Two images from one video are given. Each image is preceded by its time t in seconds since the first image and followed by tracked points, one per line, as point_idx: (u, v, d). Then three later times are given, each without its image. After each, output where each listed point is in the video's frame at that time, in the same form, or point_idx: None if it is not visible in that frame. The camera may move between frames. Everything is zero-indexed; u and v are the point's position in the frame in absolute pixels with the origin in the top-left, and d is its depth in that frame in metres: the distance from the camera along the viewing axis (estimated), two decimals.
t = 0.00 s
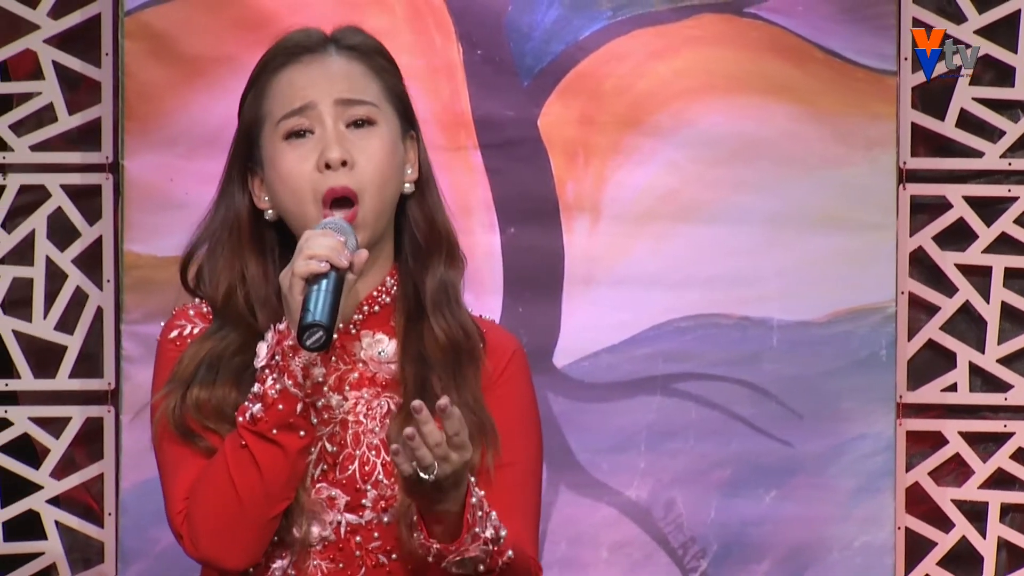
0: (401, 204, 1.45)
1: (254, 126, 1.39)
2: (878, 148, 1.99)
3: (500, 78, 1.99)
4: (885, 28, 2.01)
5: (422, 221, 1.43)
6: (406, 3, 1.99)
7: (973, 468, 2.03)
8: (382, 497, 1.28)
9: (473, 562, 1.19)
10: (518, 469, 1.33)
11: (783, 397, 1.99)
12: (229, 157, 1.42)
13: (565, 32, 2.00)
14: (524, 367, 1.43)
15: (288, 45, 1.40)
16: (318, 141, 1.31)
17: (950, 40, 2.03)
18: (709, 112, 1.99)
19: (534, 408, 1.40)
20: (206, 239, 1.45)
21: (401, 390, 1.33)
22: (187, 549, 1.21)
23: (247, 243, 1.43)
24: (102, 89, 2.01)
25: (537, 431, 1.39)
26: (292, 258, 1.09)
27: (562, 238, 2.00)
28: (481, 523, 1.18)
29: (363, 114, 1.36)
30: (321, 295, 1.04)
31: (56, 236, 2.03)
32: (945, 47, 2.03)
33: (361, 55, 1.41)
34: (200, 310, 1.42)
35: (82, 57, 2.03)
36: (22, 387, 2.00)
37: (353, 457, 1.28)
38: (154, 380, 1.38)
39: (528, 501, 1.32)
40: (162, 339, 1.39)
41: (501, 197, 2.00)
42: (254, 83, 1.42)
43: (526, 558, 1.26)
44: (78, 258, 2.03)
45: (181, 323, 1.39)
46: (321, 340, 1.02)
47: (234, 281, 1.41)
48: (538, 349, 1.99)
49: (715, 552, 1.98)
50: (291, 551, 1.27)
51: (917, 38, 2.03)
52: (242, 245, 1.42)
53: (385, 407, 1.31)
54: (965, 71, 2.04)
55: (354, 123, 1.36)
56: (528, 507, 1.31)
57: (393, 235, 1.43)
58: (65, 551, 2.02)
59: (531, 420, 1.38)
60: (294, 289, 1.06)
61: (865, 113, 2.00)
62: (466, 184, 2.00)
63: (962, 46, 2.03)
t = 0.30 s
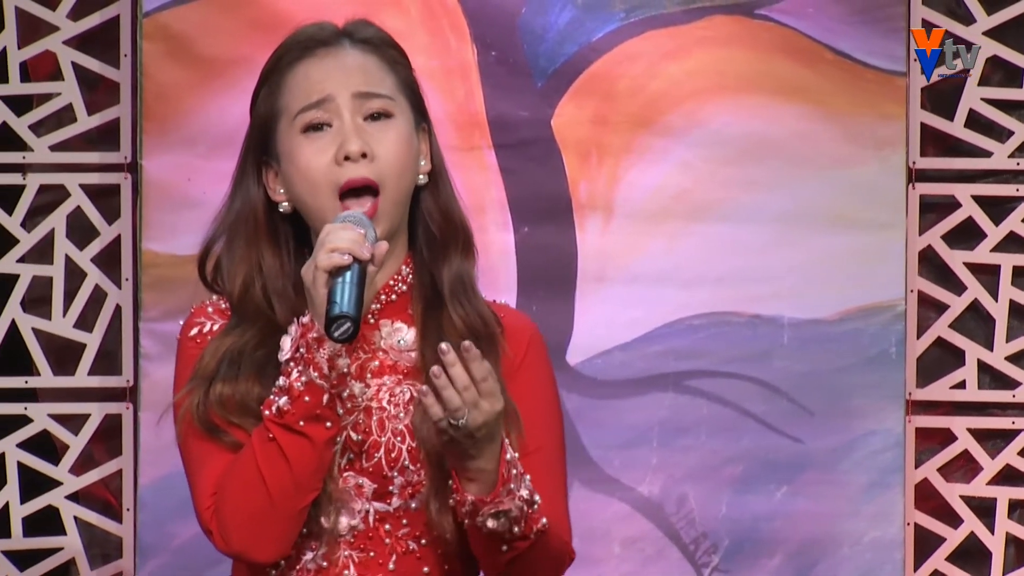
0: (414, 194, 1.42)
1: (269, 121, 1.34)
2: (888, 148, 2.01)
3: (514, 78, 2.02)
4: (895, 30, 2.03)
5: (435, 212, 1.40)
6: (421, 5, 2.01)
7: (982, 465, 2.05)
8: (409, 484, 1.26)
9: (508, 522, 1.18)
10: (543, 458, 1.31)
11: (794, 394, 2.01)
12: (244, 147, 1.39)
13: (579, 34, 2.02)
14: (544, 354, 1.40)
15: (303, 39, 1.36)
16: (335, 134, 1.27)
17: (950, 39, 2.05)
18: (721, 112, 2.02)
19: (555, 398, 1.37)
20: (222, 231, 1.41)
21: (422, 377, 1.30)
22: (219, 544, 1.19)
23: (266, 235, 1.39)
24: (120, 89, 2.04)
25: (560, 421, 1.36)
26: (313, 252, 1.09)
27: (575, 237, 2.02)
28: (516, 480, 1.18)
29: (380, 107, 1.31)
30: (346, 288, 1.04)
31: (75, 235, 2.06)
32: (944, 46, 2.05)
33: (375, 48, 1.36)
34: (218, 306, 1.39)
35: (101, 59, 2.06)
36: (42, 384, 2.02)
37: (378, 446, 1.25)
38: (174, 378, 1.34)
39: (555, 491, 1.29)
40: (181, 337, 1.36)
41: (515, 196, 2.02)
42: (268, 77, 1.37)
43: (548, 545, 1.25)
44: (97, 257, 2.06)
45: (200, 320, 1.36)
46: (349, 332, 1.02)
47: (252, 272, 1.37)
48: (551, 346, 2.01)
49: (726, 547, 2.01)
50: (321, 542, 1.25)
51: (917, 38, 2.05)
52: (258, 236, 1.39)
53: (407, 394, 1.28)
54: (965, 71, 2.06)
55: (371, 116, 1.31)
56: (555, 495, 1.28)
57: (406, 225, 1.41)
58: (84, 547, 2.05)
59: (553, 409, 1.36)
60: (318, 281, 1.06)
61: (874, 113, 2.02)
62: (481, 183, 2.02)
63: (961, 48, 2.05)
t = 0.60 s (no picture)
0: (436, 191, 1.44)
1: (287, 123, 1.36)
2: (895, 148, 2.03)
3: (525, 79, 2.04)
4: (902, 31, 2.05)
5: (459, 208, 1.42)
6: (433, 6, 2.03)
7: (988, 462, 2.07)
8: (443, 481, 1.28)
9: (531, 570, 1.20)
10: (580, 453, 1.34)
11: (802, 392, 2.03)
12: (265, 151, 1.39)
13: (589, 35, 2.04)
14: (573, 346, 1.42)
15: (319, 42, 1.38)
16: (352, 132, 1.29)
17: (949, 39, 2.07)
18: (730, 113, 2.03)
19: (587, 388, 1.40)
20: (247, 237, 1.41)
21: (454, 375, 1.33)
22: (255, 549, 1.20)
23: (292, 238, 1.39)
24: (134, 90, 2.06)
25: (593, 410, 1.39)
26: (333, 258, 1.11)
27: (585, 237, 2.04)
28: (529, 537, 1.18)
29: (395, 103, 1.32)
30: (366, 293, 1.05)
31: (89, 235, 2.08)
32: (944, 46, 2.07)
33: (390, 47, 1.38)
34: (247, 314, 1.39)
35: (115, 60, 2.08)
36: (57, 382, 2.04)
37: (412, 444, 1.28)
38: (207, 387, 1.35)
39: (595, 482, 1.34)
40: (212, 345, 1.37)
41: (526, 196, 2.04)
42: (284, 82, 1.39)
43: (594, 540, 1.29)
44: (111, 256, 2.07)
45: (229, 327, 1.37)
46: (369, 338, 1.03)
47: (277, 276, 1.38)
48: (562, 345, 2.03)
49: (735, 544, 2.02)
50: (358, 541, 1.25)
51: (918, 38, 2.05)
52: (283, 240, 1.39)
53: (439, 392, 1.31)
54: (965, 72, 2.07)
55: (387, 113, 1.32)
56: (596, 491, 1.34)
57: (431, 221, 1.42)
58: (98, 544, 2.06)
59: (586, 400, 1.39)
60: (339, 287, 1.08)
61: (882, 113, 2.04)
62: (492, 183, 2.04)
63: (959, 47, 2.07)
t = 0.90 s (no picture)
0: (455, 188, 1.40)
1: (306, 130, 1.33)
2: (897, 148, 2.05)
3: (530, 80, 2.05)
4: (904, 32, 2.06)
5: (478, 203, 1.38)
6: (439, 8, 2.05)
7: (989, 460, 2.09)
8: (470, 476, 1.25)
9: None
10: (621, 442, 1.31)
11: (805, 391, 2.05)
12: (285, 156, 1.37)
13: (594, 36, 2.06)
14: (594, 333, 1.40)
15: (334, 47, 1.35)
16: (374, 137, 1.26)
17: (949, 40, 2.09)
18: (734, 113, 2.05)
19: (616, 373, 1.37)
20: (268, 240, 1.40)
21: (478, 372, 1.30)
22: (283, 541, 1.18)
23: (314, 241, 1.38)
24: (143, 91, 2.07)
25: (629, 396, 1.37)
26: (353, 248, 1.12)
27: (589, 236, 2.05)
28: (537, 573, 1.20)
29: (416, 107, 1.30)
30: (385, 281, 1.07)
31: (98, 234, 2.09)
32: (944, 47, 2.08)
33: (407, 48, 1.36)
34: (273, 312, 1.38)
35: (124, 61, 2.10)
36: (66, 380, 2.06)
37: (438, 439, 1.25)
38: (235, 386, 1.34)
39: (647, 467, 1.31)
40: (239, 344, 1.35)
41: (531, 196, 2.06)
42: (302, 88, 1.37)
43: (646, 526, 1.27)
44: (120, 256, 2.09)
45: (256, 326, 1.36)
46: (386, 326, 1.06)
47: (299, 279, 1.36)
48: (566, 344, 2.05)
49: (738, 541, 2.04)
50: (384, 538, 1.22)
51: (918, 38, 2.06)
52: (302, 245, 1.37)
53: (464, 388, 1.28)
54: (965, 72, 2.08)
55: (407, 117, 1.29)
56: (653, 475, 1.31)
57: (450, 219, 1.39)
58: (106, 541, 2.08)
59: (620, 388, 1.36)
60: (359, 277, 1.10)
61: (885, 113, 2.05)
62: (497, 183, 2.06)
63: (959, 47, 2.09)
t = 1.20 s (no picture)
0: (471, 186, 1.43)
1: (323, 137, 1.37)
2: (897, 148, 2.07)
3: (533, 81, 2.08)
4: (903, 34, 2.09)
5: (493, 200, 1.41)
6: (443, 10, 2.07)
7: (988, 457, 2.11)
8: (499, 473, 1.27)
9: None
10: (649, 428, 1.33)
11: (805, 388, 2.07)
12: (301, 165, 1.40)
13: (596, 38, 2.08)
14: (614, 323, 1.44)
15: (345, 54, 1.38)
16: (392, 140, 1.29)
17: (949, 39, 2.11)
18: (736, 114, 2.07)
19: (641, 360, 1.40)
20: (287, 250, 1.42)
21: (502, 368, 1.32)
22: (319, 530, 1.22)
23: (337, 245, 1.40)
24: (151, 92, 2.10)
25: (654, 383, 1.39)
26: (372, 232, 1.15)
27: (593, 236, 2.07)
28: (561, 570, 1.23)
29: (430, 107, 1.33)
30: (405, 255, 1.10)
31: (106, 233, 2.12)
32: (945, 46, 2.10)
33: (415, 50, 1.39)
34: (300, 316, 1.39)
35: (132, 62, 2.12)
36: (75, 378, 2.08)
37: (467, 437, 1.27)
38: (264, 388, 1.35)
39: (679, 451, 1.33)
40: (266, 346, 1.36)
41: (534, 196, 2.08)
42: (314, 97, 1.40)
43: (682, 510, 1.29)
44: (128, 255, 2.11)
45: (285, 329, 1.37)
46: (407, 295, 1.08)
47: (323, 286, 1.39)
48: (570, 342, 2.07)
49: (740, 537, 2.06)
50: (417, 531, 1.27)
51: (918, 38, 2.09)
52: (324, 252, 1.40)
53: (489, 386, 1.30)
54: (965, 72, 2.11)
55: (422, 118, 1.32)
56: (685, 460, 1.33)
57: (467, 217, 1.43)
58: (114, 537, 2.10)
59: (645, 375, 1.39)
60: (380, 256, 1.12)
61: (884, 114, 2.08)
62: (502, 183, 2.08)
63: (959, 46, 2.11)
